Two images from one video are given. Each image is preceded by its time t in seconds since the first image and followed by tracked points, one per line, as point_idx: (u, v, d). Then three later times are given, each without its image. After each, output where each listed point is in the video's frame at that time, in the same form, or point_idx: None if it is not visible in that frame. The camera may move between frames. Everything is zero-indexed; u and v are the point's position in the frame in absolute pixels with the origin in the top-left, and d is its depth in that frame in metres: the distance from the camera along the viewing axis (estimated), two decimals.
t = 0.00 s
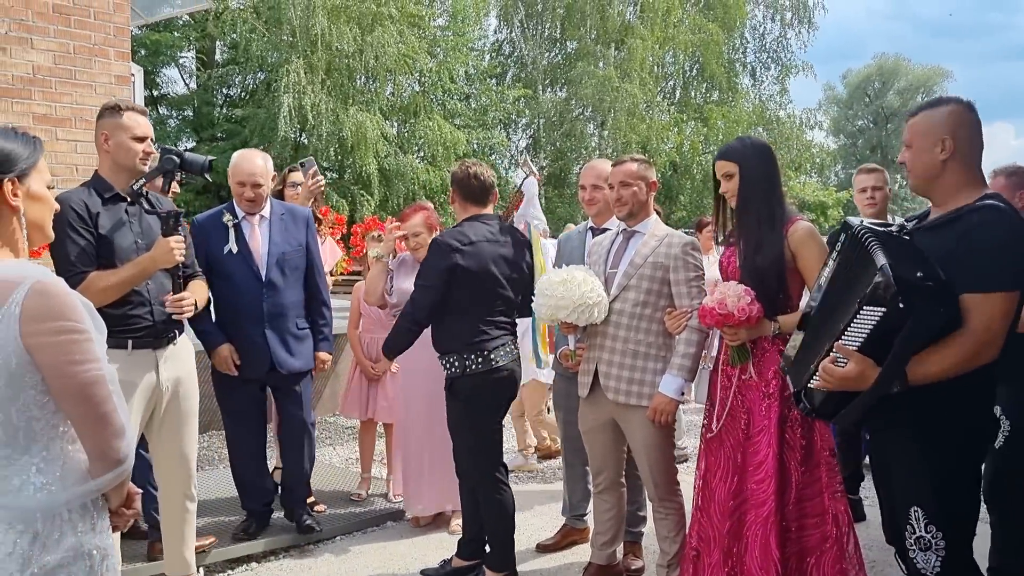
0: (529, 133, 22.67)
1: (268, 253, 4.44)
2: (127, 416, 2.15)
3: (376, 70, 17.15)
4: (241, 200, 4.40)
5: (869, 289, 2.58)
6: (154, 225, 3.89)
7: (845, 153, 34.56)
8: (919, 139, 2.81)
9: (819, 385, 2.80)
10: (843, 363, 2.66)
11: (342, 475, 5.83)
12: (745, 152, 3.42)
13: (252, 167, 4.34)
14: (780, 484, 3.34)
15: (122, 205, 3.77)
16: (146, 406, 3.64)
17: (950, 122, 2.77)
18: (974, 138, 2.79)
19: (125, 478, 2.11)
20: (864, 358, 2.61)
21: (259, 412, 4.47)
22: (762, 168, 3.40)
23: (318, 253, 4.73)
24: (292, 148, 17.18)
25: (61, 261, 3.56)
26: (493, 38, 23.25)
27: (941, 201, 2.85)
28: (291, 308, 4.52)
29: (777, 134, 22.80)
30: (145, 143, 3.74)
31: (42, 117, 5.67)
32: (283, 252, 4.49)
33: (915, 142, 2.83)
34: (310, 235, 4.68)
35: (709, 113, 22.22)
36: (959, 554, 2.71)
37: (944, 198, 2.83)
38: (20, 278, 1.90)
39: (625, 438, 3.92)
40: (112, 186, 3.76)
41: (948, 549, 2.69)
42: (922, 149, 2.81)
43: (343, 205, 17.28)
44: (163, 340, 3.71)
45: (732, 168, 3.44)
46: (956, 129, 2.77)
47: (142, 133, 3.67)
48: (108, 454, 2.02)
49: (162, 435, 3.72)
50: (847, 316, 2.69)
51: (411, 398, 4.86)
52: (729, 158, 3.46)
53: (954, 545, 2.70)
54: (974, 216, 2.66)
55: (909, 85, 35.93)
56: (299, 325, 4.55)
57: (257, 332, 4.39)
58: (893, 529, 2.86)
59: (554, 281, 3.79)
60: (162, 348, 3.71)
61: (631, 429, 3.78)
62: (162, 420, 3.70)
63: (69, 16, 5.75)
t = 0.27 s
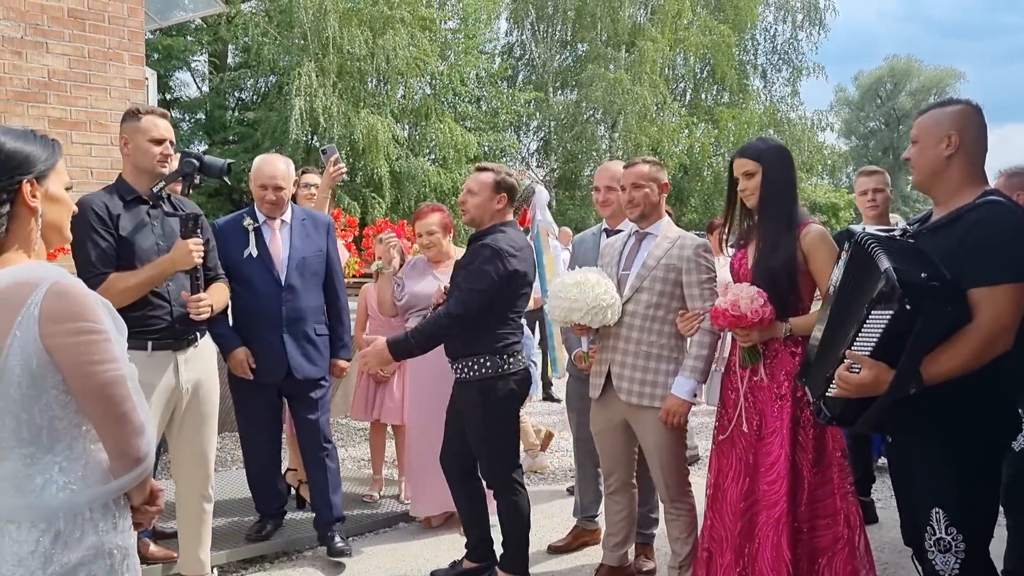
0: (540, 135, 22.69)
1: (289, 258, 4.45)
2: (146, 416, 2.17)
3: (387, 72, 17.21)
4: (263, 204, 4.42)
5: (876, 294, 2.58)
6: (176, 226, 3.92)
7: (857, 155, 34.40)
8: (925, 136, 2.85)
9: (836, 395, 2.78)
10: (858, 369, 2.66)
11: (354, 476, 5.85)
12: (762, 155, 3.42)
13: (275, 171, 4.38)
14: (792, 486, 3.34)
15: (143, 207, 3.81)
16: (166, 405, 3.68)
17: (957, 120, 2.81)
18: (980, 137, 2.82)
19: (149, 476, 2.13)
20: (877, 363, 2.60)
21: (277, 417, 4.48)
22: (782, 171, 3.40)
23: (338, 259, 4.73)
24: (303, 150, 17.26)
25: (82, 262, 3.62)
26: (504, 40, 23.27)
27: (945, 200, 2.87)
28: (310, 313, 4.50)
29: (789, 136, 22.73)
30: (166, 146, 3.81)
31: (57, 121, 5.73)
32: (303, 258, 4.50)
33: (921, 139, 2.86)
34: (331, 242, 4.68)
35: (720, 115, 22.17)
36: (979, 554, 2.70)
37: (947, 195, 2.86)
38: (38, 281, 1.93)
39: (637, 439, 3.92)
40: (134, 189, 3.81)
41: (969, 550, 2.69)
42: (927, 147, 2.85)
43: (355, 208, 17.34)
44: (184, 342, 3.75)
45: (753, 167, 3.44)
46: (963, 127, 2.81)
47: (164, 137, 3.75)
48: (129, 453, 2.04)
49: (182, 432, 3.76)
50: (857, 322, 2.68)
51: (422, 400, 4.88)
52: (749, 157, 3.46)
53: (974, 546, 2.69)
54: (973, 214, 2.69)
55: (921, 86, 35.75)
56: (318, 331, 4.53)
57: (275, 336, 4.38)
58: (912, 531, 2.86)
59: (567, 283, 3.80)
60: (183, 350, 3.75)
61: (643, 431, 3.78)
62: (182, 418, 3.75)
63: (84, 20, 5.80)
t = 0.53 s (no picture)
0: (544, 138, 22.70)
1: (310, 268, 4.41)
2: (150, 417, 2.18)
3: (392, 76, 17.24)
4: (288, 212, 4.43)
5: (879, 294, 2.58)
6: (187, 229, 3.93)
7: (862, 158, 34.32)
8: (929, 140, 2.84)
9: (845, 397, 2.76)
10: (865, 370, 2.65)
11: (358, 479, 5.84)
12: (771, 158, 3.42)
13: (301, 182, 4.39)
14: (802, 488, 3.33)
15: (154, 210, 3.83)
16: (175, 408, 3.71)
17: (960, 125, 2.83)
18: (979, 143, 2.84)
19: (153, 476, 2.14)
20: (886, 363, 2.59)
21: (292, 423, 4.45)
22: (793, 175, 3.40)
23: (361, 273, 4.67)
24: (308, 153, 17.28)
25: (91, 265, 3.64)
26: (508, 43, 23.29)
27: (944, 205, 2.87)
28: (327, 325, 4.43)
29: (793, 139, 22.71)
30: (173, 150, 3.84)
31: (63, 124, 5.75)
32: (324, 269, 4.45)
33: (924, 143, 2.85)
34: (355, 256, 4.61)
35: (725, 118, 22.16)
36: (978, 557, 2.69)
37: (944, 200, 2.86)
38: (44, 283, 1.93)
39: (641, 441, 3.91)
40: (144, 193, 3.83)
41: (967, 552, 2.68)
42: (932, 151, 2.84)
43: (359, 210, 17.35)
44: (195, 345, 3.76)
45: (765, 171, 3.43)
46: (966, 132, 2.83)
47: (170, 140, 3.79)
48: (131, 456, 2.04)
49: (192, 433, 3.80)
50: (863, 321, 2.67)
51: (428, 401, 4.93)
52: (758, 160, 3.46)
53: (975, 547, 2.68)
54: (974, 215, 2.71)
55: (927, 89, 35.67)
56: (334, 344, 4.45)
57: (289, 345, 4.33)
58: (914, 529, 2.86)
59: (573, 285, 3.79)
60: (194, 353, 3.77)
61: (647, 433, 3.78)
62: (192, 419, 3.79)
63: (90, 25, 5.82)
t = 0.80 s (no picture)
0: (548, 140, 22.70)
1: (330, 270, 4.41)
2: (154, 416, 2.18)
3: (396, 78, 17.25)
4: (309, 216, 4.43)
5: (891, 294, 2.58)
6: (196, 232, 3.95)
7: (867, 159, 34.25)
8: (944, 143, 2.82)
9: (853, 399, 2.74)
10: (875, 371, 2.63)
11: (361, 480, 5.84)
12: (781, 158, 3.42)
13: (324, 185, 4.39)
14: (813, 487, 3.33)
15: (163, 213, 3.85)
16: (184, 410, 3.73)
17: (971, 132, 2.84)
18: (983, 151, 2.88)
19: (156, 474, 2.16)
20: (896, 364, 2.57)
21: (295, 424, 4.45)
22: (802, 177, 3.40)
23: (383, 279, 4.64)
24: (312, 155, 17.30)
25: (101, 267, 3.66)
26: (512, 46, 23.30)
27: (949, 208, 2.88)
28: (345, 329, 4.43)
29: (797, 141, 22.67)
30: (179, 153, 3.85)
31: (68, 127, 5.76)
32: (344, 272, 4.44)
33: (940, 145, 2.82)
34: (376, 260, 4.59)
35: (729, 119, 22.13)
36: (966, 556, 2.71)
37: (949, 205, 2.87)
38: (51, 284, 1.93)
39: (646, 442, 3.91)
40: (153, 195, 3.86)
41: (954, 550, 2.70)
42: (951, 154, 2.83)
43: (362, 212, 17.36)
44: (204, 347, 3.76)
45: (776, 171, 3.42)
46: (975, 139, 2.84)
47: (176, 143, 3.80)
48: (136, 455, 2.05)
49: (201, 433, 3.81)
50: (872, 322, 2.66)
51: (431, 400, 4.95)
52: (768, 161, 3.45)
53: (962, 545, 2.70)
54: (977, 217, 2.71)
55: (931, 91, 35.60)
56: (352, 348, 4.45)
57: (306, 349, 4.33)
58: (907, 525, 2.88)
59: (578, 286, 3.79)
60: (203, 354, 3.77)
61: (652, 434, 3.77)
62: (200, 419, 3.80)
63: (96, 28, 5.84)
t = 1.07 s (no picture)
0: (550, 142, 22.71)
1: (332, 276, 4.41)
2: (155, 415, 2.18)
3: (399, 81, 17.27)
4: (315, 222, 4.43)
5: (898, 302, 2.57)
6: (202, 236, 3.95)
7: (870, 161, 34.19)
8: (948, 149, 2.82)
9: (859, 402, 2.74)
10: (881, 376, 2.62)
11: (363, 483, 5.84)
12: (793, 159, 3.41)
13: (326, 190, 4.39)
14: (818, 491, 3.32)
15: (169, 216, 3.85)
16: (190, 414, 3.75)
17: (974, 138, 2.84)
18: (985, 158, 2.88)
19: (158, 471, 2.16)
20: (902, 370, 2.56)
21: (297, 426, 4.45)
22: (809, 179, 3.39)
23: (383, 283, 4.65)
24: (315, 158, 17.33)
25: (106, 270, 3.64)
26: (514, 48, 23.30)
27: (949, 214, 2.87)
28: (346, 334, 4.43)
29: (801, 143, 22.65)
30: (184, 157, 3.85)
31: (72, 130, 5.77)
32: (344, 276, 4.44)
33: (943, 151, 2.82)
34: (377, 265, 4.60)
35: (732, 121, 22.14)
36: (967, 559, 2.71)
37: (949, 210, 2.86)
38: (45, 287, 1.92)
39: (649, 444, 3.90)
40: (159, 198, 3.86)
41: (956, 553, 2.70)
42: (954, 158, 2.82)
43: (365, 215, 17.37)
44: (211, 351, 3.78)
45: (786, 171, 3.41)
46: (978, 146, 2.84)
47: (181, 147, 3.79)
48: (137, 453, 2.05)
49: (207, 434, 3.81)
50: (879, 329, 2.65)
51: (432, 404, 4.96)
52: (782, 161, 3.44)
53: (963, 548, 2.70)
54: (980, 223, 2.72)
55: (935, 92, 35.55)
56: (352, 353, 4.44)
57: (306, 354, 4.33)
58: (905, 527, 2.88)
59: (580, 289, 3.79)
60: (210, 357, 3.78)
61: (655, 436, 3.76)
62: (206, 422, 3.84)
63: (99, 31, 5.85)
